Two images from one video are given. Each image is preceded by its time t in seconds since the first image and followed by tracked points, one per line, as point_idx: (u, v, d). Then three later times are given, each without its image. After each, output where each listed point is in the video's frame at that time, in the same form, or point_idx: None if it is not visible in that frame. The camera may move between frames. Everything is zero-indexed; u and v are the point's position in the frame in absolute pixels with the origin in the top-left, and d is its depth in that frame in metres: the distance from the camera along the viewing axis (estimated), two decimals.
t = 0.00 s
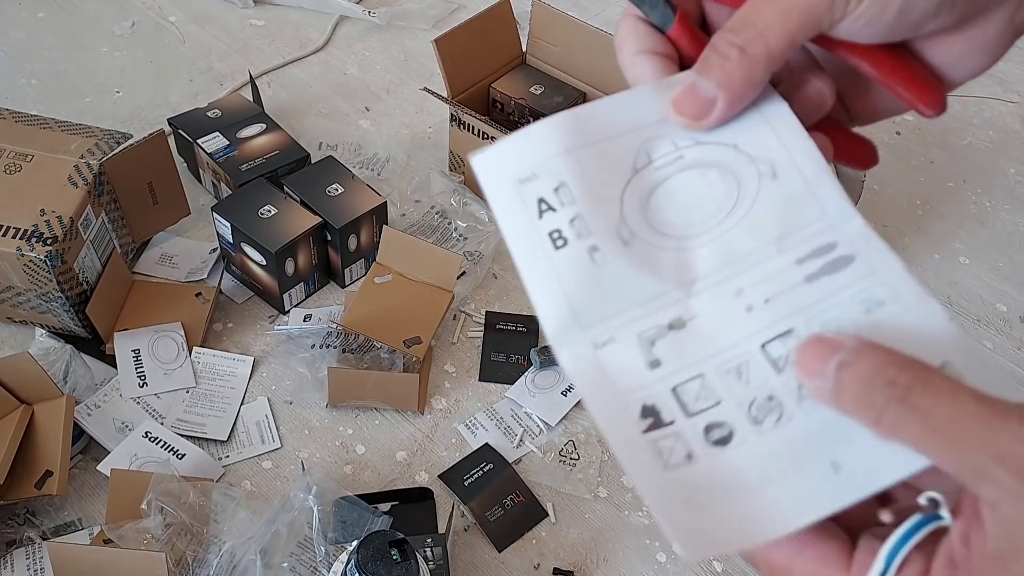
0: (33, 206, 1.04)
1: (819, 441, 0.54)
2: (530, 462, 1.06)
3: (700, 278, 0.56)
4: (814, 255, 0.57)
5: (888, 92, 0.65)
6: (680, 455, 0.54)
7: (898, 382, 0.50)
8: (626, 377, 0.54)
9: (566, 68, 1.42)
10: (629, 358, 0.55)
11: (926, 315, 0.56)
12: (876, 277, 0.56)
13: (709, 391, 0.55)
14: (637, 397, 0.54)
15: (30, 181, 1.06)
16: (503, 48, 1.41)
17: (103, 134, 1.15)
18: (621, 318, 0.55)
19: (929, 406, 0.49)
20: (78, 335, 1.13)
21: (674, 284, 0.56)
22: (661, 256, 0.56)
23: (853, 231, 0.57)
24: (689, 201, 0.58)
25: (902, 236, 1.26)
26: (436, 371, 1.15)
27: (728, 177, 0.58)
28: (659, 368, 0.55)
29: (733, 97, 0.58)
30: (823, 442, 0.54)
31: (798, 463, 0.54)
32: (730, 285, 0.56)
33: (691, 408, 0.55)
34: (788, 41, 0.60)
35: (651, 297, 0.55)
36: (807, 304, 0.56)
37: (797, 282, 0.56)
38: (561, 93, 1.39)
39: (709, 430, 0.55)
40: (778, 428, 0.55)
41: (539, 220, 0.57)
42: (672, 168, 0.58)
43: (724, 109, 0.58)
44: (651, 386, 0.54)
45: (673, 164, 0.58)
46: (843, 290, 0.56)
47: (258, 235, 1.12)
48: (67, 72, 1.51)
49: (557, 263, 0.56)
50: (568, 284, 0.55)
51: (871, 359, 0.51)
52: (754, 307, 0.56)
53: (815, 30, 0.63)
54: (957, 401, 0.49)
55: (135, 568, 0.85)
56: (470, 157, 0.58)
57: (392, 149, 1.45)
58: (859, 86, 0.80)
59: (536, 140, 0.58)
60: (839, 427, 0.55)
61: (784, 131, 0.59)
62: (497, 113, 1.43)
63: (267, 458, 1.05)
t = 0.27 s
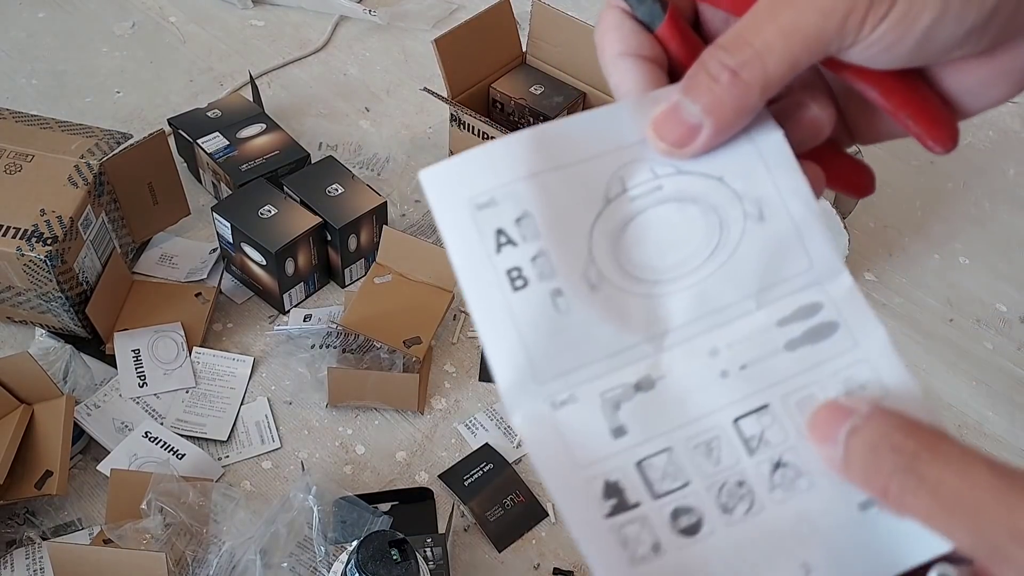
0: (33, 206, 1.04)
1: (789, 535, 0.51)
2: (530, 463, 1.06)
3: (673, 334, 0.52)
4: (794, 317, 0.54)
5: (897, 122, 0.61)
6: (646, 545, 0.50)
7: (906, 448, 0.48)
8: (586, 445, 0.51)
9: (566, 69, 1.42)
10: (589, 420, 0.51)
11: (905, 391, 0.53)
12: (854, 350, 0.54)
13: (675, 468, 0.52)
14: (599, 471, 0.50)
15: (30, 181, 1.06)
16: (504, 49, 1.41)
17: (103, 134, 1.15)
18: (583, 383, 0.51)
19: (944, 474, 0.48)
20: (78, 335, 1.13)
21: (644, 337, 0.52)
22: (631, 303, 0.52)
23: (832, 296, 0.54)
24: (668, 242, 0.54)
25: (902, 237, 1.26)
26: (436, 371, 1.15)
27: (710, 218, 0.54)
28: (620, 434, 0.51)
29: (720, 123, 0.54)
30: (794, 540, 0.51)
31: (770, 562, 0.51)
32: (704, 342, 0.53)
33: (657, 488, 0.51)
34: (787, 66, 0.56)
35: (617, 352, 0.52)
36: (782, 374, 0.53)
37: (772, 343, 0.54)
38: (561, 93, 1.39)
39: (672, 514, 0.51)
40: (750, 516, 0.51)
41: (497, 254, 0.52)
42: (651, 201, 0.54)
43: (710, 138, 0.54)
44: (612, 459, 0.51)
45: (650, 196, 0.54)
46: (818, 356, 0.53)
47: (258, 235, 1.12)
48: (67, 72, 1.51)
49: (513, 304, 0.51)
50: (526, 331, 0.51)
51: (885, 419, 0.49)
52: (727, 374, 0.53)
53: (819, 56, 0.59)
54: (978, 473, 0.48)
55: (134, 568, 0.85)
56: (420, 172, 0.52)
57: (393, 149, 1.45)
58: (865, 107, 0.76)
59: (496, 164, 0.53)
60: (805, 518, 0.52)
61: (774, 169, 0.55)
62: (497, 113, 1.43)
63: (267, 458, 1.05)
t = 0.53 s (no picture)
0: (33, 206, 1.04)
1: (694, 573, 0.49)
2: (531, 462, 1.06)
3: (602, 339, 0.48)
4: (735, 333, 0.50)
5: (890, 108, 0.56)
6: None
7: (839, 516, 0.47)
8: (491, 462, 0.46)
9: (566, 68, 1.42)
10: (497, 430, 0.46)
11: (846, 434, 0.50)
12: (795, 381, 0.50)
13: (586, 491, 0.48)
14: (500, 491, 0.46)
15: (30, 181, 1.06)
16: (503, 48, 1.41)
17: (103, 134, 1.15)
18: (494, 399, 0.46)
19: (874, 545, 0.47)
20: (78, 335, 1.12)
21: (570, 341, 0.47)
22: (559, 302, 0.47)
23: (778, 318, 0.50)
24: (609, 230, 0.48)
25: (901, 236, 1.26)
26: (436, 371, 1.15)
27: (659, 205, 0.48)
28: (529, 454, 0.46)
29: (684, 98, 0.48)
30: None
31: None
32: (634, 348, 0.48)
33: (563, 513, 0.47)
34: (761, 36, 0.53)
35: (536, 355, 0.47)
36: (714, 395, 0.49)
37: (709, 353, 0.49)
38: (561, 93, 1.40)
39: (574, 542, 0.48)
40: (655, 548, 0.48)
41: (414, 232, 0.45)
42: (598, 182, 0.47)
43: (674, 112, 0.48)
44: (518, 481, 0.46)
45: (598, 177, 0.47)
46: (752, 378, 0.50)
47: (258, 235, 1.12)
48: (67, 72, 1.51)
49: (424, 289, 0.45)
50: (437, 326, 0.45)
51: (819, 478, 0.47)
52: (657, 390, 0.48)
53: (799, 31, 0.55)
54: (907, 546, 0.47)
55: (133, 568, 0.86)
56: (332, 123, 0.44)
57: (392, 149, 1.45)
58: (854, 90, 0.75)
59: (424, 122, 0.46)
60: (712, 554, 0.49)
61: (741, 160, 0.49)
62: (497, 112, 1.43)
63: (267, 458, 1.05)
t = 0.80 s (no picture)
0: (33, 206, 1.04)
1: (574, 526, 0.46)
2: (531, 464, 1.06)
3: (511, 259, 0.45)
4: (662, 274, 0.47)
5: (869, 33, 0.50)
6: (402, 515, 0.45)
7: (736, 499, 0.45)
8: (365, 386, 0.44)
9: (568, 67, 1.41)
10: (378, 348, 0.44)
11: (770, 405, 0.47)
12: (725, 334, 0.47)
13: (467, 426, 0.45)
14: (368, 418, 0.44)
15: (30, 181, 1.06)
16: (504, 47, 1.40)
17: (103, 134, 1.15)
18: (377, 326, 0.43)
19: (770, 535, 0.45)
20: (78, 335, 1.12)
21: (472, 259, 0.45)
22: (464, 212, 0.44)
23: (714, 268, 0.47)
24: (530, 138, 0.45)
25: (901, 237, 1.26)
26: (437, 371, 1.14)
27: (592, 118, 0.46)
28: (407, 386, 0.44)
29: None
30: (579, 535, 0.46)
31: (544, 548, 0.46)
32: (544, 275, 0.45)
33: (439, 447, 0.45)
34: None
35: (432, 273, 0.44)
36: (633, 337, 0.46)
37: (629, 284, 0.46)
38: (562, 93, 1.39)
39: (446, 480, 0.45)
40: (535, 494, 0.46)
41: (303, 110, 0.42)
42: (526, 84, 0.45)
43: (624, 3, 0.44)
44: (395, 409, 0.44)
45: (527, 79, 0.45)
46: (671, 322, 0.47)
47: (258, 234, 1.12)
48: (68, 73, 1.51)
49: (313, 195, 0.42)
50: (320, 229, 0.42)
51: (720, 453, 0.45)
52: (567, 324, 0.46)
53: None
54: (807, 540, 0.45)
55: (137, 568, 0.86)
56: None
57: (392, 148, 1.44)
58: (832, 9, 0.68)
59: None
60: (600, 506, 0.47)
61: (693, 80, 0.46)
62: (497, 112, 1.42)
63: (267, 458, 1.05)
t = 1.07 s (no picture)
0: (33, 206, 1.04)
1: (524, 424, 0.53)
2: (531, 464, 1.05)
3: (467, 154, 0.51)
4: (623, 175, 0.53)
5: None
6: (346, 415, 0.51)
7: (704, 413, 0.50)
8: (317, 276, 0.50)
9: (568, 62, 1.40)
10: (316, 234, 0.50)
11: (728, 319, 0.54)
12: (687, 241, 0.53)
13: (413, 322, 0.52)
14: (313, 311, 0.50)
15: (30, 181, 1.06)
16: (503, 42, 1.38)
17: (103, 134, 1.15)
18: (330, 223, 0.50)
19: (738, 446, 0.50)
20: (78, 336, 1.12)
21: (426, 148, 0.51)
22: (420, 100, 0.50)
23: (676, 173, 0.53)
24: (495, 37, 0.51)
25: (901, 237, 1.26)
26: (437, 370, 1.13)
27: (556, 27, 0.52)
28: (362, 278, 0.51)
29: None
30: (529, 437, 0.53)
31: (494, 452, 0.52)
32: (502, 173, 0.51)
33: (384, 343, 0.52)
34: None
35: (384, 162, 0.50)
36: (590, 239, 0.53)
37: (586, 185, 0.52)
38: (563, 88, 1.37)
39: (391, 377, 0.52)
40: (482, 395, 0.53)
41: None
42: None
43: None
44: (338, 301, 0.51)
45: None
46: (626, 229, 0.53)
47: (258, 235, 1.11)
48: (68, 73, 1.52)
49: (261, 86, 0.48)
50: (263, 116, 0.49)
51: (688, 370, 0.51)
52: (524, 224, 0.52)
53: None
54: (774, 454, 0.50)
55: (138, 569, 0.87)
56: None
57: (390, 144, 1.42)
58: None
59: None
60: (552, 408, 0.53)
61: None
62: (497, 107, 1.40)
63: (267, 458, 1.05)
